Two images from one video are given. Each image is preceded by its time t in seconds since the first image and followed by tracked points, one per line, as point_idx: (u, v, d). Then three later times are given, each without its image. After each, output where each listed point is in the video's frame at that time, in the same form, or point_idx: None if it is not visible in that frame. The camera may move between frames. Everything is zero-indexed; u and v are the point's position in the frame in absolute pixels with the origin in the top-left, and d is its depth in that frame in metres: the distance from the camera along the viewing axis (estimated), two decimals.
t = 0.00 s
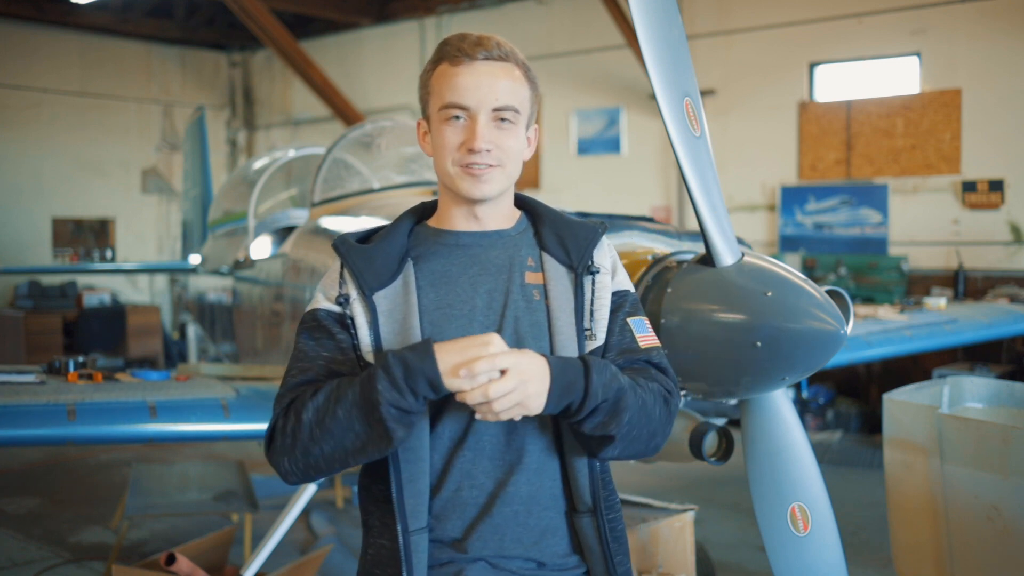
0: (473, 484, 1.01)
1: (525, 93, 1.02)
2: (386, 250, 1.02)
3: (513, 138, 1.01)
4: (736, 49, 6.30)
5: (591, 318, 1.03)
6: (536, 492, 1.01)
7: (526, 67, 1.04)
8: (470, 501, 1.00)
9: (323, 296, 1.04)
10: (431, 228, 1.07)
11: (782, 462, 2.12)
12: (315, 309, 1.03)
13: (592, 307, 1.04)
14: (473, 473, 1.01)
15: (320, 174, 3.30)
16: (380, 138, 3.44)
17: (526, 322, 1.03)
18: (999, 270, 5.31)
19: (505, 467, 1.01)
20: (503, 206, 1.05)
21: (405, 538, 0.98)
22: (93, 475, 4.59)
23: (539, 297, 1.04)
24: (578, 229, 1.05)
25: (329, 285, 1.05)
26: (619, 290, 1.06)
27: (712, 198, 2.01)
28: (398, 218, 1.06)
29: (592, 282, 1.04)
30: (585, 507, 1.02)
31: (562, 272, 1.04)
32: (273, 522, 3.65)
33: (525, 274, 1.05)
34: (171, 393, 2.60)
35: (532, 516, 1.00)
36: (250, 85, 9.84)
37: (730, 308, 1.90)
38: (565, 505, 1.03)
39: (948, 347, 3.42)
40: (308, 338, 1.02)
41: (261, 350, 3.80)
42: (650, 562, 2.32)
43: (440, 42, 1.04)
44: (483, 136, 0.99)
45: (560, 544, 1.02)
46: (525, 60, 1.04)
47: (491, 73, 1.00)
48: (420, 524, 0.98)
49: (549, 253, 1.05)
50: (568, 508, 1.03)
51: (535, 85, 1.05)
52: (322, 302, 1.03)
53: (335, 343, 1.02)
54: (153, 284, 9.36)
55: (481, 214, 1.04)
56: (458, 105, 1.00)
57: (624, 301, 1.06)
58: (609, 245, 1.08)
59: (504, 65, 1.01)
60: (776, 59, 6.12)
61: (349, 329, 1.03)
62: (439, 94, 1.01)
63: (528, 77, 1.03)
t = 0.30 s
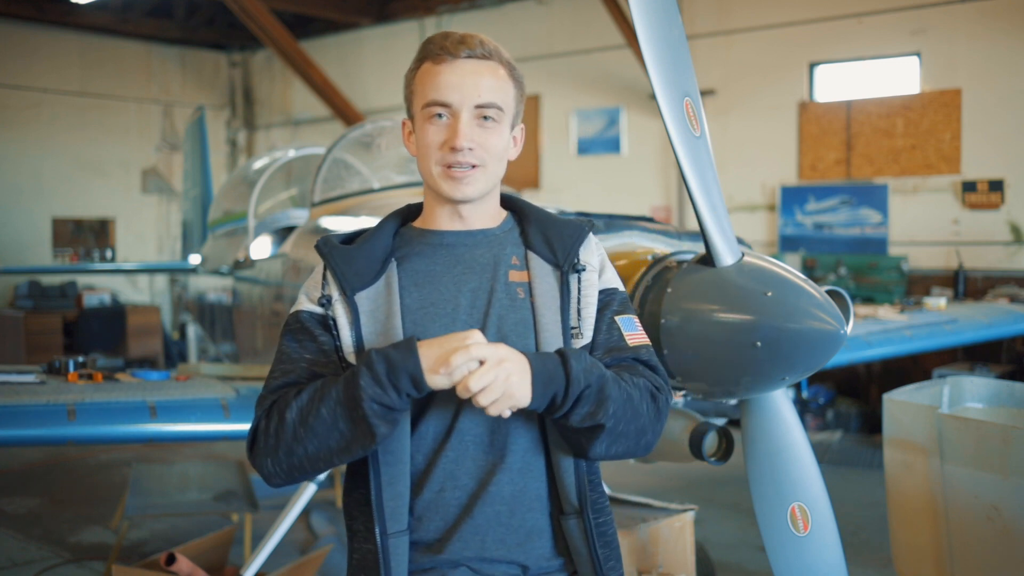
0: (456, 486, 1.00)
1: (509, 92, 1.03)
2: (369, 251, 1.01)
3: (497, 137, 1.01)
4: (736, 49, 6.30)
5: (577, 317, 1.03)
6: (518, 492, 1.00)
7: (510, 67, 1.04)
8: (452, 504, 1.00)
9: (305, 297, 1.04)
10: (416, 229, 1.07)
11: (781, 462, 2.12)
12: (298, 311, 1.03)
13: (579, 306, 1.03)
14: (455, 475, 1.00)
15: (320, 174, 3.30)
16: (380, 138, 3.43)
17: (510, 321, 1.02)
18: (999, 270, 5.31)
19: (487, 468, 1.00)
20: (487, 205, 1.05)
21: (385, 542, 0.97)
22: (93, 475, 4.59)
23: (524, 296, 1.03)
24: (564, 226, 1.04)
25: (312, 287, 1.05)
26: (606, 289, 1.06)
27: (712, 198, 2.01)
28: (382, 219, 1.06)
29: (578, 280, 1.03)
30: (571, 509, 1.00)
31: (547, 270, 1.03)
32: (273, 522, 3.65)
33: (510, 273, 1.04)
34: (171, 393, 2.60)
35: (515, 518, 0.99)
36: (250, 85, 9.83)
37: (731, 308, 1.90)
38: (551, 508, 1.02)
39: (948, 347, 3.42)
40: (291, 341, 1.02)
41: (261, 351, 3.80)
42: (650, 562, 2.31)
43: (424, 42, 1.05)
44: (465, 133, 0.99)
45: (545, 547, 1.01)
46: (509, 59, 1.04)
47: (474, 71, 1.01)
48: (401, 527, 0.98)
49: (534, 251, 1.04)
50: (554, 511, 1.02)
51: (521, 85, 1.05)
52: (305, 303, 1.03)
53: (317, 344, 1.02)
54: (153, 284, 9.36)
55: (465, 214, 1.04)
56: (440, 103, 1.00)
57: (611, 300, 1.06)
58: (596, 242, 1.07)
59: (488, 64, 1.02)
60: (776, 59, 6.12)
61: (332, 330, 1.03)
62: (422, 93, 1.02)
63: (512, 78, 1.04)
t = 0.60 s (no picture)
0: (453, 485, 1.00)
1: (503, 91, 1.02)
2: (367, 255, 1.01)
3: (492, 137, 1.00)
4: (736, 49, 6.30)
5: (577, 314, 1.03)
6: (515, 493, 1.00)
7: (503, 64, 1.03)
8: (448, 503, 1.00)
9: (304, 300, 1.04)
10: (414, 230, 1.06)
11: (782, 461, 2.12)
12: (296, 314, 1.03)
13: (579, 303, 1.03)
14: (453, 475, 1.00)
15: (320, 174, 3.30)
16: (380, 138, 3.43)
17: (510, 322, 1.01)
18: (999, 270, 5.31)
19: (483, 468, 1.00)
20: (485, 205, 1.04)
21: (386, 545, 0.97)
22: (93, 475, 4.59)
23: (524, 294, 1.03)
24: (563, 224, 1.04)
25: (310, 289, 1.05)
26: (606, 286, 1.06)
27: (712, 198, 2.01)
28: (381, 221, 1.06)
29: (578, 278, 1.03)
30: (571, 509, 0.99)
31: (547, 268, 1.03)
32: (273, 523, 3.65)
33: (508, 272, 1.03)
34: (171, 393, 2.60)
35: (511, 518, 0.99)
36: (250, 85, 9.84)
37: (731, 308, 1.90)
38: (550, 508, 1.02)
39: (948, 347, 3.42)
40: (289, 343, 1.02)
41: (262, 350, 3.81)
42: (650, 562, 2.32)
43: (416, 42, 1.04)
44: (460, 135, 0.99)
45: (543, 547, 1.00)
46: (503, 57, 1.03)
47: (467, 71, 1.00)
48: (402, 531, 0.98)
49: (533, 250, 1.04)
50: (553, 511, 1.02)
51: (515, 83, 1.04)
52: (304, 307, 1.04)
53: (315, 346, 1.02)
54: (153, 284, 9.36)
55: (462, 215, 1.03)
56: (434, 104, 1.00)
57: (611, 297, 1.06)
58: (595, 239, 1.07)
59: (481, 63, 1.01)
60: (776, 59, 6.12)
61: (332, 334, 1.03)
62: (416, 94, 1.01)
63: (506, 76, 1.03)
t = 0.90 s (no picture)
0: (444, 490, 1.00)
1: (509, 92, 0.99)
2: (368, 254, 1.01)
3: (498, 141, 0.98)
4: (736, 49, 6.30)
5: (577, 317, 0.99)
6: (507, 500, 0.99)
7: (509, 65, 1.01)
8: (439, 506, 1.00)
9: (308, 300, 1.06)
10: (424, 230, 1.06)
11: (782, 462, 2.12)
12: (301, 314, 1.05)
13: (580, 307, 0.99)
14: (445, 479, 1.00)
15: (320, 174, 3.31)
16: (380, 138, 3.43)
17: (507, 325, 1.00)
18: (999, 270, 5.31)
19: (473, 473, 0.99)
20: (491, 206, 1.03)
21: (369, 546, 0.98)
22: (93, 475, 4.59)
23: (521, 297, 1.01)
24: (569, 224, 1.01)
25: (317, 289, 1.07)
26: (612, 288, 1.01)
27: (712, 198, 2.01)
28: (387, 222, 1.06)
29: (580, 281, 0.99)
30: (565, 520, 0.98)
31: (549, 270, 1.00)
32: (273, 522, 3.65)
33: (509, 274, 1.02)
34: (171, 393, 2.60)
35: (502, 526, 0.98)
36: (250, 85, 9.83)
37: (731, 308, 1.90)
38: (546, 518, 1.00)
39: (948, 347, 3.42)
40: (293, 344, 1.04)
41: (262, 350, 3.81)
42: (650, 562, 2.32)
43: (420, 42, 1.01)
44: (463, 140, 0.97)
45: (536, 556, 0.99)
46: (508, 56, 1.01)
47: (471, 75, 0.98)
48: (387, 533, 0.99)
49: (536, 251, 1.02)
50: (549, 522, 1.00)
51: (522, 83, 1.02)
52: (306, 306, 1.05)
53: (316, 346, 1.03)
54: (153, 284, 9.36)
55: (466, 216, 1.02)
56: (438, 109, 0.98)
57: (616, 302, 1.01)
58: (606, 239, 1.03)
59: (486, 65, 0.98)
60: (776, 59, 6.12)
61: (330, 334, 1.04)
62: (420, 98, 0.99)
63: (512, 76, 1.00)
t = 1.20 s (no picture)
0: (444, 497, 0.97)
1: (529, 92, 0.97)
2: (375, 251, 1.01)
3: (515, 140, 0.96)
4: (736, 48, 6.29)
5: (585, 323, 0.96)
6: (507, 510, 0.96)
7: (532, 63, 0.98)
8: (438, 515, 0.98)
9: (315, 298, 1.06)
10: (436, 228, 1.06)
11: (781, 462, 2.12)
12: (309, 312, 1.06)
13: (587, 312, 0.96)
14: (445, 487, 0.98)
15: (320, 174, 3.30)
16: (380, 139, 3.44)
17: (510, 327, 0.98)
18: (999, 270, 5.32)
19: (472, 482, 0.97)
20: (504, 207, 1.01)
21: (363, 550, 0.97)
22: (93, 475, 4.59)
23: (527, 299, 0.99)
24: (580, 226, 0.98)
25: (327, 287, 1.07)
26: (622, 294, 0.98)
27: (712, 198, 2.01)
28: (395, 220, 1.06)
29: (589, 285, 0.96)
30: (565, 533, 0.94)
31: (556, 271, 0.98)
32: (273, 522, 3.65)
33: (515, 275, 1.00)
34: (171, 393, 2.60)
35: (502, 537, 0.95)
36: (250, 85, 9.84)
37: (730, 308, 1.89)
38: (549, 531, 0.97)
39: (948, 347, 3.42)
40: (300, 343, 1.05)
41: (261, 350, 3.81)
42: (650, 562, 2.31)
43: (442, 33, 0.99)
44: (479, 139, 0.94)
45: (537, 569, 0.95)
46: (531, 54, 0.98)
47: (492, 71, 0.95)
48: (383, 537, 0.98)
49: (546, 252, 1.00)
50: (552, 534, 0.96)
51: (543, 83, 0.99)
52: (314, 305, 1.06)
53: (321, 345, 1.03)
54: (153, 284, 9.36)
55: (477, 215, 1.00)
56: (455, 105, 0.95)
57: (626, 307, 0.97)
58: (619, 242, 1.00)
59: (508, 63, 0.96)
60: (776, 59, 6.12)
61: (334, 332, 1.04)
62: (437, 92, 0.96)
63: (534, 75, 0.98)
